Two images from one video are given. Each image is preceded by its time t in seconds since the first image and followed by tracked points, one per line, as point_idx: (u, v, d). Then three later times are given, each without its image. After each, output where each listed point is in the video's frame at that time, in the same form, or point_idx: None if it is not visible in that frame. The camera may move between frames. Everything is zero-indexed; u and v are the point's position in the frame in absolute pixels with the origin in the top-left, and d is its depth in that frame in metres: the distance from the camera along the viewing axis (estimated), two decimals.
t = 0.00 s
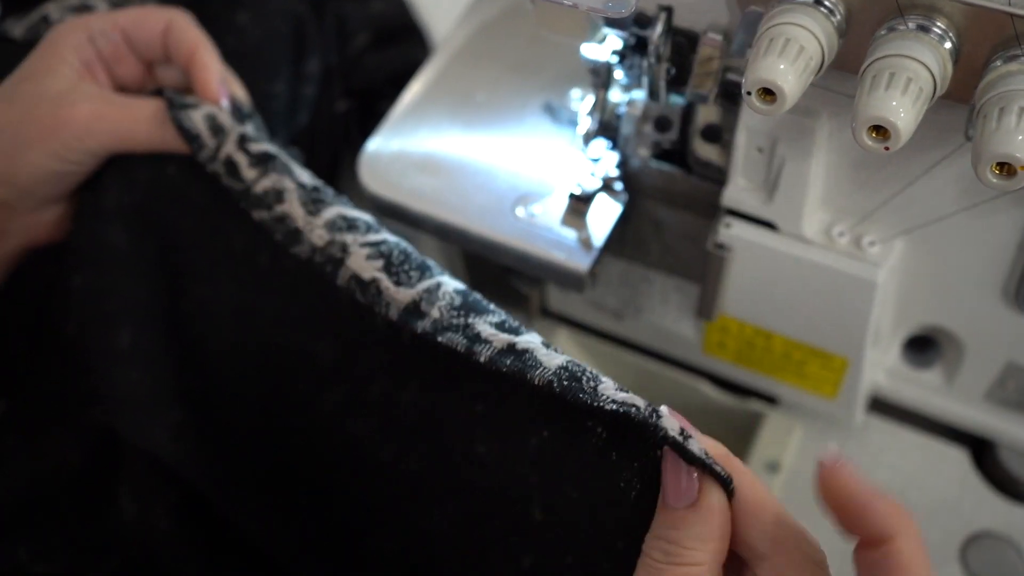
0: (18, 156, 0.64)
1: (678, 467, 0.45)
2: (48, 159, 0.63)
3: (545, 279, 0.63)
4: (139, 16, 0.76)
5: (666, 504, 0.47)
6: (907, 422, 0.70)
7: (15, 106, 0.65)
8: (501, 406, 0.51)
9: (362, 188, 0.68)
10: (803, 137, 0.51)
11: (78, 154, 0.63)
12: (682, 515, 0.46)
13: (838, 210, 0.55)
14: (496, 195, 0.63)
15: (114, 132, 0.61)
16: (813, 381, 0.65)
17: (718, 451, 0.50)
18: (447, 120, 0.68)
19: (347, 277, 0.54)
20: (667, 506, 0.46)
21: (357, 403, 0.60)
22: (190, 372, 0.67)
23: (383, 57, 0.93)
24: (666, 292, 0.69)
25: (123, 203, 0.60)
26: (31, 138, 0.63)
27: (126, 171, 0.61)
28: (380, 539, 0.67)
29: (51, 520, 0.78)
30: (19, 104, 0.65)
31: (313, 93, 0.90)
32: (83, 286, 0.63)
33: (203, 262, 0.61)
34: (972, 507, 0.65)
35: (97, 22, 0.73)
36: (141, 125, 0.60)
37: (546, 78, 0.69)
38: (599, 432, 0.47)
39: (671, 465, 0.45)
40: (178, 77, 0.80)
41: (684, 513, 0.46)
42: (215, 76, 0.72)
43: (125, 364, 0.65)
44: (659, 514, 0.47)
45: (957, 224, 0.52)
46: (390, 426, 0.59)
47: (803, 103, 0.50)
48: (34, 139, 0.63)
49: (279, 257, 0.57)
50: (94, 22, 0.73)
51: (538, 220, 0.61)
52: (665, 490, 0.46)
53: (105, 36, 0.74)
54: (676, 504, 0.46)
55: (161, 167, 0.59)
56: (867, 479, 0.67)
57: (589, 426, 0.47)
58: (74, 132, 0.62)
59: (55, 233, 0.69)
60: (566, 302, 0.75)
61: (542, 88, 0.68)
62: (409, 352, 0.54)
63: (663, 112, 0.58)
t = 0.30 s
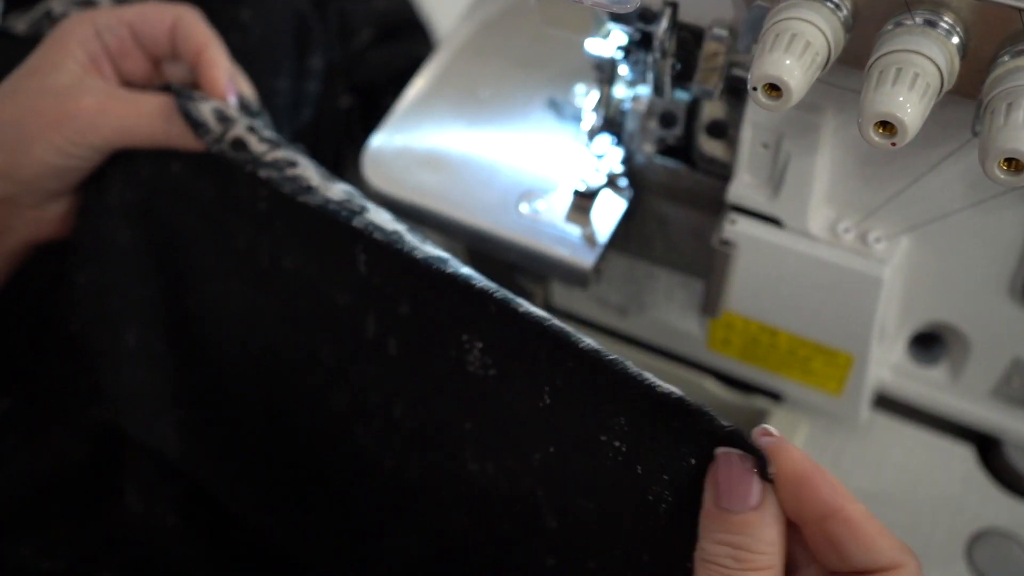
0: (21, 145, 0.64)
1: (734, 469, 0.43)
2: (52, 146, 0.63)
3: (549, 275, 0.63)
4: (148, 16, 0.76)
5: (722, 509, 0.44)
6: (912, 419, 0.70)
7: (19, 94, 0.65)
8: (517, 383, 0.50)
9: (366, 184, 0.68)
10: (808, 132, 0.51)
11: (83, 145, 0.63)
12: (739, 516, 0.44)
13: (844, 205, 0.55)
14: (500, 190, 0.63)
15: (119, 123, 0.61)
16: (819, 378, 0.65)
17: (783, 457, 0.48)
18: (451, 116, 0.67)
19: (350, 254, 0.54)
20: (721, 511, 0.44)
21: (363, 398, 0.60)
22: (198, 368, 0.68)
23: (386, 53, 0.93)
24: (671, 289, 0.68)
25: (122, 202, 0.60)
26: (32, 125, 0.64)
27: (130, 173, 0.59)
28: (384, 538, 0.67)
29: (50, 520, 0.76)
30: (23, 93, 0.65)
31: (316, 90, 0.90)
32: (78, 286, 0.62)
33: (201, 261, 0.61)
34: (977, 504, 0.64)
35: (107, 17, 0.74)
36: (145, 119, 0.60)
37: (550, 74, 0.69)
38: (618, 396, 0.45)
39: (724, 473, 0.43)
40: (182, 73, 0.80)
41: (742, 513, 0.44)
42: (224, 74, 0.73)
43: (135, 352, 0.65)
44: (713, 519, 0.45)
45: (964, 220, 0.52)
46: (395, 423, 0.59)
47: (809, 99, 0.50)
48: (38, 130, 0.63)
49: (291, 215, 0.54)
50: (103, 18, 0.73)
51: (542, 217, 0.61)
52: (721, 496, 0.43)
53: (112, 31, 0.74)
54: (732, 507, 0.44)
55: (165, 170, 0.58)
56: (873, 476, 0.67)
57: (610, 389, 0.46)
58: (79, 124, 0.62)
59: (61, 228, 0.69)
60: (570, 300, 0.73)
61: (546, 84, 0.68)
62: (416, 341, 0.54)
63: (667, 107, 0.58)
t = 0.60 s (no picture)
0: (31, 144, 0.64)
1: (836, 488, 0.43)
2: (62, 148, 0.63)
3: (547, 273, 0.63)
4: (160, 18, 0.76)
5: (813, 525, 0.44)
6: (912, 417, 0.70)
7: (29, 93, 0.64)
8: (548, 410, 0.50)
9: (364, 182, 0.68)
10: (808, 128, 0.51)
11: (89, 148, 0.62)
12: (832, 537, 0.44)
13: (844, 203, 0.55)
14: (498, 189, 0.62)
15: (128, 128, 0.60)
16: (819, 377, 0.64)
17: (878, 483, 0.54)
18: (449, 114, 0.67)
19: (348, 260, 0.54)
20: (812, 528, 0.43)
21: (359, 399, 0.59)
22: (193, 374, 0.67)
23: (385, 51, 0.93)
24: (670, 289, 0.68)
25: (127, 204, 0.60)
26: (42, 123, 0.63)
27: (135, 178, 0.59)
28: (383, 538, 0.67)
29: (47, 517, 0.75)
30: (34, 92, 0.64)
31: (315, 88, 0.89)
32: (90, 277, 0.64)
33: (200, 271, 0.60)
34: (978, 502, 0.64)
35: (119, 18, 0.74)
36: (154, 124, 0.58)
37: (549, 71, 0.68)
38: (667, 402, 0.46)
39: (832, 489, 0.43)
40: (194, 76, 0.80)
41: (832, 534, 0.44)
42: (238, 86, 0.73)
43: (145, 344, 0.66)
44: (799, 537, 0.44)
45: (965, 218, 0.52)
46: (394, 423, 0.59)
47: (808, 96, 0.50)
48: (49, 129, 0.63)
49: (308, 204, 0.53)
50: (116, 19, 0.74)
51: (542, 215, 0.60)
52: (819, 513, 0.43)
53: (122, 32, 0.75)
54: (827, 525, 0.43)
55: (168, 178, 0.58)
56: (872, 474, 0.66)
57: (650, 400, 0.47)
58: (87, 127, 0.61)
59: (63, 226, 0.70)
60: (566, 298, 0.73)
61: (544, 81, 0.68)
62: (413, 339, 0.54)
63: (667, 104, 0.58)
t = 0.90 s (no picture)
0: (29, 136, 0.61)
1: (890, 539, 0.43)
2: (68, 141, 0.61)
3: (548, 276, 0.63)
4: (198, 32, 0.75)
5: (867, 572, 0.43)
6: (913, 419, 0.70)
7: (33, 79, 0.61)
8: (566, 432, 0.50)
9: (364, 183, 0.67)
10: (809, 130, 0.51)
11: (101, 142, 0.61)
12: None
13: (845, 205, 0.55)
14: (499, 190, 0.62)
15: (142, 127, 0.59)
16: (820, 379, 0.64)
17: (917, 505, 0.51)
18: (450, 115, 0.67)
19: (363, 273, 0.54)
20: None
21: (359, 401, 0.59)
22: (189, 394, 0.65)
23: (384, 52, 0.92)
24: (671, 288, 0.68)
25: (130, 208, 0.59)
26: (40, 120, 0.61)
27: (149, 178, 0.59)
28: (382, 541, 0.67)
29: (47, 516, 0.75)
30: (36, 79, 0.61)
31: (314, 89, 0.89)
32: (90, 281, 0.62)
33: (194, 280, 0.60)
34: (979, 504, 0.64)
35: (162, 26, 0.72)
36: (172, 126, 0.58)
37: (549, 72, 0.68)
38: (681, 424, 0.47)
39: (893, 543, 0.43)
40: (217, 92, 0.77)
41: None
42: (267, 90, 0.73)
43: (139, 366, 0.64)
44: None
45: (966, 220, 0.52)
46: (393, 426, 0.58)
47: (809, 99, 0.49)
48: (52, 123, 0.60)
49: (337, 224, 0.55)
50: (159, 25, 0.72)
51: (542, 217, 0.60)
52: (874, 564, 0.43)
53: (161, 37, 0.72)
54: None
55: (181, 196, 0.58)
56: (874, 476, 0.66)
57: (654, 412, 0.47)
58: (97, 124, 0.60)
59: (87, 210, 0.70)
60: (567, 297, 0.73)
61: (545, 83, 0.68)
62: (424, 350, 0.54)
63: (667, 108, 0.58)
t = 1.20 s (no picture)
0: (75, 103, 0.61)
1: None
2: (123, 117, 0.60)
3: (549, 275, 0.63)
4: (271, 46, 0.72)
5: None
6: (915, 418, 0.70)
7: (101, 48, 0.62)
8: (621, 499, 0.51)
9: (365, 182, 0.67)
10: (810, 130, 0.50)
11: (150, 125, 0.60)
12: None
13: (845, 204, 0.55)
14: (499, 189, 0.62)
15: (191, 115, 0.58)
16: (821, 378, 0.65)
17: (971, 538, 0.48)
18: (450, 114, 0.67)
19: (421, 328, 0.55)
20: None
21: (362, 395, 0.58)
22: (196, 400, 0.64)
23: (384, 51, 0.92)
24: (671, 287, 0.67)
25: (187, 224, 0.61)
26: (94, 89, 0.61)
27: (197, 185, 0.61)
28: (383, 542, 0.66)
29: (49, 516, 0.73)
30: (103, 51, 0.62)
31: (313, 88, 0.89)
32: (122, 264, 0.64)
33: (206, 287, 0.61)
34: (980, 503, 0.64)
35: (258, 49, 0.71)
36: (221, 124, 0.58)
37: (549, 71, 0.68)
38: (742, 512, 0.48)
39: None
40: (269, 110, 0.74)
41: None
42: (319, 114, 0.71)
43: (163, 371, 0.64)
44: None
45: (967, 219, 0.51)
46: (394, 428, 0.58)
47: (811, 97, 0.49)
48: (107, 97, 0.60)
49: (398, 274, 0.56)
50: (219, 23, 0.69)
51: (542, 216, 0.60)
52: None
53: (228, 45, 0.70)
54: None
55: (187, 225, 0.61)
56: (874, 475, 0.66)
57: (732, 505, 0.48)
58: (150, 108, 0.60)
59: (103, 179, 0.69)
60: (570, 296, 0.74)
61: (546, 81, 0.68)
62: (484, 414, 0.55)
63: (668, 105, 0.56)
